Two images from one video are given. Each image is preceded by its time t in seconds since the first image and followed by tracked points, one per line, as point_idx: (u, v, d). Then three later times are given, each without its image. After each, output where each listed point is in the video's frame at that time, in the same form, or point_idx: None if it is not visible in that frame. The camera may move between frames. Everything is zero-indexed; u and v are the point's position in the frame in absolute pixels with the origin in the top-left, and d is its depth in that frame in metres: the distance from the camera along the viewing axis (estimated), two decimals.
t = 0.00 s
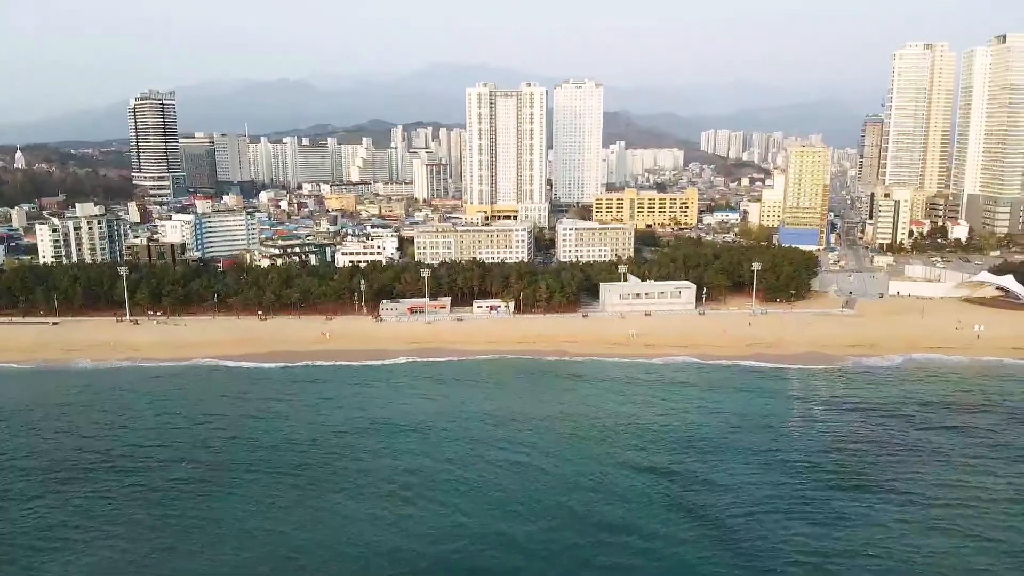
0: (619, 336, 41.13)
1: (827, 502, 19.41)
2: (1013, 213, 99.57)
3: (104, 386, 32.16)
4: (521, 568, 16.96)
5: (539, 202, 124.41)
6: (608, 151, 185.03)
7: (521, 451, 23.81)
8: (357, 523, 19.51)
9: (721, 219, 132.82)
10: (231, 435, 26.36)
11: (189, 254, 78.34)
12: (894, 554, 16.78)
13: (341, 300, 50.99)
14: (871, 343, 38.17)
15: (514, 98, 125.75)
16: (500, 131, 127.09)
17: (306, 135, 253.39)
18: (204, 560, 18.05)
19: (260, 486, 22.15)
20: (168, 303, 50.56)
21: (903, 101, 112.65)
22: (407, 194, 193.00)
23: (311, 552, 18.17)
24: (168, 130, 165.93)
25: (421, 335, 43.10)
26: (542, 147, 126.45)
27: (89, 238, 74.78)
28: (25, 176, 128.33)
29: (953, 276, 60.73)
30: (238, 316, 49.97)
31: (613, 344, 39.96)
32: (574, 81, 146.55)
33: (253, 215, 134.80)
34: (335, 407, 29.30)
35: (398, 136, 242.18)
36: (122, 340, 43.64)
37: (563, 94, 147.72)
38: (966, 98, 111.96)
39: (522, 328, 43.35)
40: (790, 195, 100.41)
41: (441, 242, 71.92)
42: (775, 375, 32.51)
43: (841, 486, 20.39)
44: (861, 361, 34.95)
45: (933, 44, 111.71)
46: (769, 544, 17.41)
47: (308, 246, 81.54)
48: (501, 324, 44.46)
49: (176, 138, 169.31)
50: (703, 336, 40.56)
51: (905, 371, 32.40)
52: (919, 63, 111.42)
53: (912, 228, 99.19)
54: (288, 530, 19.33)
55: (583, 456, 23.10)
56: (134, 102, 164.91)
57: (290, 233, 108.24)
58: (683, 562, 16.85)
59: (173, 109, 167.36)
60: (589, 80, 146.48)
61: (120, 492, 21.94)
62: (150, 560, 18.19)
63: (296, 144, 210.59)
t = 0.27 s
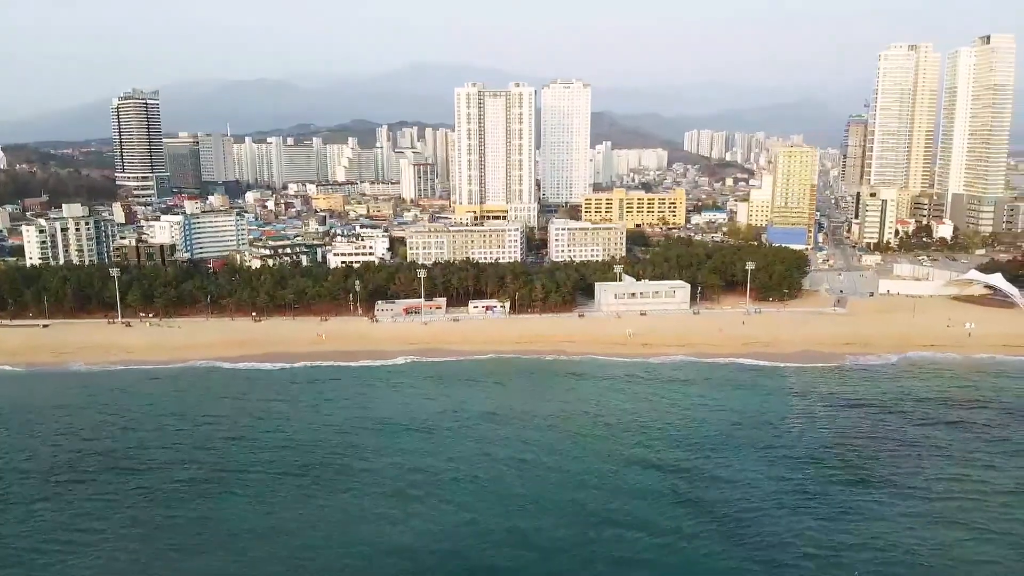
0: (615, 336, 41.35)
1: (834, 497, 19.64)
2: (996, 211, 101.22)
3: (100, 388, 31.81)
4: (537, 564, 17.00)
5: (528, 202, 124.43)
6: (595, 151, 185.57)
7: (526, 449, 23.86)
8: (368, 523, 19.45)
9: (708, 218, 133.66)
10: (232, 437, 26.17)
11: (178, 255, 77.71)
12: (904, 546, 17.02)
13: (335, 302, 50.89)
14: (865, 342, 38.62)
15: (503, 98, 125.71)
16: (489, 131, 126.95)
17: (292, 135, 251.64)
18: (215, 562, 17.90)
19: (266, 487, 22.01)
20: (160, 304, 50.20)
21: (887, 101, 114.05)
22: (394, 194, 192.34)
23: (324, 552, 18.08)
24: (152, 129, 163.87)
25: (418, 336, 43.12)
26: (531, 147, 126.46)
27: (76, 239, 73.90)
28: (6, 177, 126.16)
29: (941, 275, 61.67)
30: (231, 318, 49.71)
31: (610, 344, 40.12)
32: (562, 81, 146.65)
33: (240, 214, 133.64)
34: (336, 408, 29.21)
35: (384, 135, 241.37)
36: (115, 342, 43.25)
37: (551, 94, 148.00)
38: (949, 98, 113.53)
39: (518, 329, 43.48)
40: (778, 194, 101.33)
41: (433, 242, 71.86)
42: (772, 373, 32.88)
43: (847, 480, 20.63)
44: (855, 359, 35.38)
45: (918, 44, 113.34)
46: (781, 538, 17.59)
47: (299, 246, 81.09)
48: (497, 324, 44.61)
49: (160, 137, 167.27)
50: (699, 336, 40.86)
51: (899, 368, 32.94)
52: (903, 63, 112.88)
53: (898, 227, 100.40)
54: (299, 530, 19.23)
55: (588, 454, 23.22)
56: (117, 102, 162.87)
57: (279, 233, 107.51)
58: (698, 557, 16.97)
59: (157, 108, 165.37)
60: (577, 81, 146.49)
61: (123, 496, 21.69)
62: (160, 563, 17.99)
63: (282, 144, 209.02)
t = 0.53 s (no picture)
0: (612, 335, 41.57)
1: (847, 491, 19.81)
2: (977, 210, 103.14)
3: (95, 392, 31.37)
4: (558, 562, 16.98)
5: (516, 202, 124.36)
6: (579, 151, 186.16)
7: (534, 449, 23.85)
8: (383, 525, 19.32)
9: (694, 218, 134.61)
10: (235, 440, 25.92)
11: (165, 257, 76.90)
12: (919, 538, 17.24)
13: (329, 303, 50.73)
14: (858, 340, 39.13)
15: (490, 97, 125.48)
16: (476, 131, 126.69)
17: (274, 134, 249.49)
18: (231, 566, 17.65)
19: (275, 490, 21.75)
20: (151, 306, 49.70)
21: (870, 101, 115.61)
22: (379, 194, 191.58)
23: (341, 556, 17.89)
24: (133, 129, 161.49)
25: (415, 336, 43.11)
26: (518, 147, 126.40)
27: (60, 240, 72.66)
28: None
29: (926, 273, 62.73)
30: (224, 320, 49.37)
31: (607, 343, 40.35)
32: (548, 81, 146.48)
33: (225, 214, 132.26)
34: (338, 410, 29.08)
35: (368, 135, 240.27)
36: (106, 345, 42.75)
37: (537, 93, 147.90)
38: (931, 99, 115.31)
39: (515, 329, 43.59)
40: (764, 193, 102.30)
41: (424, 242, 71.73)
42: (769, 371, 33.27)
43: (857, 475, 20.83)
44: (850, 357, 35.86)
45: (900, 46, 115.78)
46: (798, 532, 17.73)
47: (288, 245, 80.50)
48: (493, 324, 44.71)
49: (141, 137, 164.84)
50: (695, 335, 41.18)
51: (894, 365, 33.51)
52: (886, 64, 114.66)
53: (882, 226, 101.77)
54: (312, 533, 19.04)
55: (597, 452, 23.27)
56: (98, 101, 160.58)
57: (265, 234, 106.59)
58: (717, 552, 17.05)
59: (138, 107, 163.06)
60: (563, 81, 146.98)
61: (128, 501, 21.33)
62: (173, 568, 17.70)
63: (264, 143, 207.06)
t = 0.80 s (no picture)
0: (608, 335, 41.74)
1: (852, 487, 20.02)
2: (960, 210, 105.10)
3: (91, 396, 31.03)
4: (571, 560, 17.00)
5: (504, 202, 124.35)
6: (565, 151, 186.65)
7: (538, 449, 23.89)
8: (392, 525, 19.22)
9: (681, 218, 135.57)
10: (236, 442, 25.72)
11: (153, 258, 76.13)
12: (926, 532, 17.47)
13: (322, 304, 50.56)
14: (851, 338, 39.64)
15: (477, 98, 125.30)
16: (464, 131, 126.41)
17: (257, 134, 247.37)
18: (241, 570, 17.47)
19: (279, 492, 21.59)
20: (142, 308, 49.24)
21: (854, 102, 117.06)
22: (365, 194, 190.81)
23: (352, 557, 17.78)
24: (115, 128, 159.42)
25: (411, 337, 43.08)
26: (506, 147, 126.41)
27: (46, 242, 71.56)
28: None
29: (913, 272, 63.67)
30: (216, 321, 49.01)
31: (604, 343, 40.54)
32: (534, 81, 147.50)
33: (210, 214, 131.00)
34: (339, 411, 28.98)
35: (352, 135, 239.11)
36: (98, 348, 42.30)
37: (524, 93, 148.59)
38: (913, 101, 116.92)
39: (511, 329, 43.68)
40: (751, 193, 103.26)
41: (416, 242, 71.58)
42: (766, 369, 33.62)
43: (860, 470, 21.08)
44: (844, 355, 36.32)
45: (883, 47, 116.80)
46: (808, 527, 17.90)
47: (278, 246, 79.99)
48: (489, 324, 44.77)
49: (123, 136, 162.75)
50: (690, 334, 41.48)
51: (888, 363, 34.06)
52: (869, 65, 116.26)
53: (867, 225, 103.06)
54: (321, 535, 18.92)
55: (601, 450, 23.37)
56: (79, 100, 158.39)
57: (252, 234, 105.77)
58: (729, 545, 17.28)
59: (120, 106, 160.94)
60: (549, 81, 147.94)
61: (130, 505, 21.08)
62: (189, 568, 17.67)
63: (247, 143, 205.18)
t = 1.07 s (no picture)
0: (604, 335, 41.92)
1: (857, 481, 20.31)
2: (942, 209, 106.68)
3: (88, 400, 30.74)
4: (589, 555, 17.34)
5: (492, 202, 124.02)
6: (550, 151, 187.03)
7: (544, 450, 24.01)
8: (404, 529, 19.25)
9: (668, 217, 136.49)
10: (239, 446, 25.59)
11: (140, 260, 75.42)
12: (934, 522, 17.75)
13: (316, 305, 50.33)
14: (844, 336, 40.11)
15: (464, 98, 124.97)
16: (450, 131, 126.03)
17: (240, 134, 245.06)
18: (257, 572, 17.53)
19: (287, 497, 21.51)
20: (134, 310, 48.85)
21: (837, 103, 118.44)
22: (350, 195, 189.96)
23: (367, 561, 17.77)
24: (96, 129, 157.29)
25: (407, 338, 43.05)
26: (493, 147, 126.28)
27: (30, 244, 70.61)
28: None
29: (901, 270, 64.57)
30: (209, 324, 48.65)
31: (602, 342, 40.70)
32: (520, 82, 147.64)
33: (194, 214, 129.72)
34: (340, 413, 28.94)
35: (336, 135, 238.02)
36: (90, 351, 41.86)
37: (510, 93, 148.78)
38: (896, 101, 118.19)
39: (506, 330, 43.74)
40: (737, 193, 104.23)
41: (407, 242, 71.40)
42: (765, 366, 33.98)
43: (864, 464, 21.38)
44: (839, 353, 36.75)
45: (865, 48, 117.78)
46: (818, 519, 18.24)
47: (267, 246, 79.50)
48: (485, 325, 44.86)
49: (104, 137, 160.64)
50: (685, 333, 41.79)
51: (882, 360, 34.66)
52: (852, 66, 117.47)
53: (852, 225, 104.32)
54: (335, 537, 18.98)
55: (606, 450, 23.54)
56: (58, 100, 156.08)
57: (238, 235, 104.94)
58: (741, 535, 17.72)
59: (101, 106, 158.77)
60: (535, 82, 148.12)
61: (136, 512, 20.91)
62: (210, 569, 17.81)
63: (230, 143, 203.30)
